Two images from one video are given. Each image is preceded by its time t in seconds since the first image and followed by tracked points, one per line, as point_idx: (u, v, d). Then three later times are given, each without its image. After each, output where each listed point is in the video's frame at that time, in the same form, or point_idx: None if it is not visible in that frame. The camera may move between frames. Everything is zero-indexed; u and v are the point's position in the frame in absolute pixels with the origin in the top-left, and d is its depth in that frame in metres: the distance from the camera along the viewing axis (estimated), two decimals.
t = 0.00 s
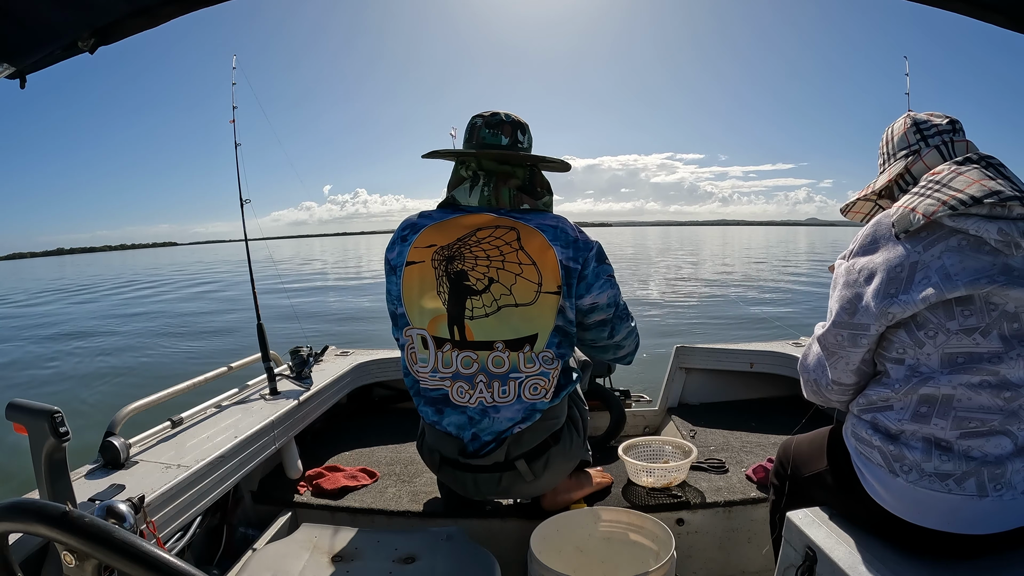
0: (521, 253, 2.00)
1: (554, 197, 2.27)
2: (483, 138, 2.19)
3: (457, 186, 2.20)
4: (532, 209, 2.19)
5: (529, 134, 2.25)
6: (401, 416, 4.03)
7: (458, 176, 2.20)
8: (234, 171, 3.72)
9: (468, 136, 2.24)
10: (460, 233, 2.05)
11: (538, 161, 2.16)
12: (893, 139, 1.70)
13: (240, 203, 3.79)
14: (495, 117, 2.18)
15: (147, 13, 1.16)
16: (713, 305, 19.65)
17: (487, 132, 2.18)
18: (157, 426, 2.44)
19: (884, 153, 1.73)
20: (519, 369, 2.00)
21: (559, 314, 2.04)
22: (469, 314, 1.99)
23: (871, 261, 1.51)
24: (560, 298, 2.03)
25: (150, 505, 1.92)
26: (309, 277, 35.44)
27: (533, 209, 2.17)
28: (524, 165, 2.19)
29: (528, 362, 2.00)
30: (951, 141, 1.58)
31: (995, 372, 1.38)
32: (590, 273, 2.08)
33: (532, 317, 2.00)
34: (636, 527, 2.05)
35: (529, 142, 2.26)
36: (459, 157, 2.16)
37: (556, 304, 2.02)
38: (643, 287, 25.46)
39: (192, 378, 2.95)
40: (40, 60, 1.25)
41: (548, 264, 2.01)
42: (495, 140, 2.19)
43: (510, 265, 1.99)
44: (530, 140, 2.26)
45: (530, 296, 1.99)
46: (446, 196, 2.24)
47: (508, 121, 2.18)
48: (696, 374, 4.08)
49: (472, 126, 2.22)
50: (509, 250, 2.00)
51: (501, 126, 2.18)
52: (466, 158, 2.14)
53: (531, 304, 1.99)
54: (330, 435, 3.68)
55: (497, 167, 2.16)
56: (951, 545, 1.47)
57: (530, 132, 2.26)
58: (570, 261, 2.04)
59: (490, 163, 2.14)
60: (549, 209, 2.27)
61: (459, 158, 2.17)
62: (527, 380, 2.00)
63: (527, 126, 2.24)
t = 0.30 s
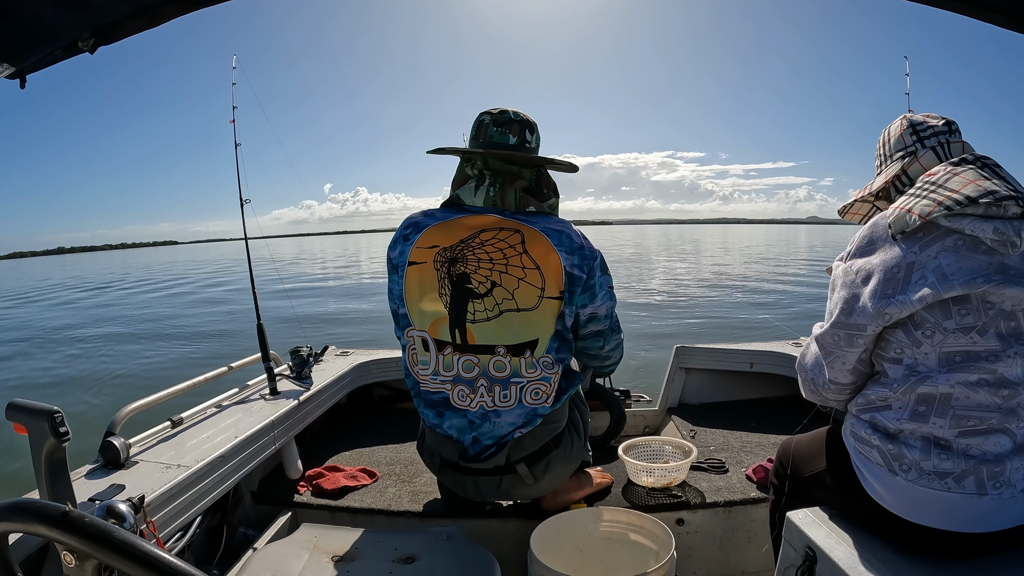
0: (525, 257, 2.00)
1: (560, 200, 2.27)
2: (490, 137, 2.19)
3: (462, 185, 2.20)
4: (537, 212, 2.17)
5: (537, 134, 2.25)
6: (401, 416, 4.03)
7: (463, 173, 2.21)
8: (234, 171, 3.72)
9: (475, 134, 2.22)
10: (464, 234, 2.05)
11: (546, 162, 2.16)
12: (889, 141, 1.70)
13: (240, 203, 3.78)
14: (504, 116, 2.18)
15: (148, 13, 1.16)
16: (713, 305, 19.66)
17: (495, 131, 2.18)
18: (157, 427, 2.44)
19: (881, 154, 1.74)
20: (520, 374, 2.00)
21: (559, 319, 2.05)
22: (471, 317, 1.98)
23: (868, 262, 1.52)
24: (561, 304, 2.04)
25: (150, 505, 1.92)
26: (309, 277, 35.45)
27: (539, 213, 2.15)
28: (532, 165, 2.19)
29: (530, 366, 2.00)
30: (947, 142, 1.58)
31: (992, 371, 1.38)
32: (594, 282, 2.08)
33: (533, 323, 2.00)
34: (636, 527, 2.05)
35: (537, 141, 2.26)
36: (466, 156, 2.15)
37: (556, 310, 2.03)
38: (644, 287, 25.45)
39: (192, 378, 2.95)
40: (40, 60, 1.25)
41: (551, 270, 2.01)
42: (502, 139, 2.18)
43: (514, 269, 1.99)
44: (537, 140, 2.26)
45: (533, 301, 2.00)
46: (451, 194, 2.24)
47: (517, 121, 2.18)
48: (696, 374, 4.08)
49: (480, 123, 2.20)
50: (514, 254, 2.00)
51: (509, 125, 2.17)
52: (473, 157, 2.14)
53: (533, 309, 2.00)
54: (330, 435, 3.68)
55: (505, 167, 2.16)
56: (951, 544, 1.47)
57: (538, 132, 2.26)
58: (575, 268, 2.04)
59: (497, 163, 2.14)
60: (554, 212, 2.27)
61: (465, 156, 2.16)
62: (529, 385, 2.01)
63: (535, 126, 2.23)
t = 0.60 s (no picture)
0: (529, 257, 2.00)
1: (566, 201, 2.27)
2: (498, 137, 2.17)
3: (469, 185, 2.21)
4: (545, 214, 2.17)
5: (545, 134, 2.25)
6: (401, 416, 4.03)
7: (470, 172, 2.21)
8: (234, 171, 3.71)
9: (483, 134, 2.21)
10: (468, 233, 2.05)
11: (554, 164, 2.17)
12: (886, 144, 1.70)
13: (240, 203, 3.78)
14: (512, 116, 2.17)
15: (148, 13, 1.16)
16: (713, 305, 19.65)
17: (503, 131, 2.17)
18: (157, 426, 2.44)
19: (878, 157, 1.74)
20: (522, 375, 2.00)
21: (566, 320, 2.05)
22: (474, 317, 1.99)
23: (865, 263, 1.51)
24: (566, 304, 2.03)
25: (150, 505, 1.92)
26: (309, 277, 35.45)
27: (545, 213, 2.15)
28: (539, 166, 2.20)
29: (532, 367, 2.00)
30: (943, 144, 1.58)
31: (990, 369, 1.39)
32: (598, 281, 2.07)
33: (538, 323, 2.00)
34: (636, 527, 2.05)
35: (545, 142, 2.26)
36: (474, 155, 2.15)
37: (562, 310, 2.02)
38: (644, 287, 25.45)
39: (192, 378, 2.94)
40: (40, 60, 1.25)
41: (556, 271, 2.01)
42: (511, 139, 2.17)
43: (517, 269, 1.98)
44: (545, 141, 2.25)
45: (537, 302, 1.99)
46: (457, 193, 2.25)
47: (525, 121, 2.18)
48: (696, 374, 4.08)
49: (488, 123, 2.20)
50: (518, 254, 2.00)
51: (518, 125, 2.16)
52: (481, 157, 2.15)
53: (536, 310, 1.99)
54: (330, 435, 3.68)
55: (513, 168, 2.16)
56: (951, 543, 1.47)
57: (546, 133, 2.26)
58: (579, 268, 2.04)
59: (505, 163, 2.15)
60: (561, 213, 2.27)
61: (473, 156, 2.17)
62: (530, 385, 2.01)
63: (543, 127, 2.23)
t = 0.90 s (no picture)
0: (530, 259, 2.00)
1: (567, 201, 2.27)
2: (499, 136, 2.16)
3: (470, 185, 2.20)
4: (546, 214, 2.17)
5: (545, 133, 2.24)
6: (401, 416, 4.03)
7: (471, 172, 2.22)
8: (234, 171, 3.71)
9: (484, 133, 2.20)
10: (469, 234, 2.05)
11: (554, 163, 2.18)
12: (883, 145, 1.70)
13: (240, 203, 3.78)
14: (513, 115, 2.16)
15: (148, 13, 1.16)
16: (713, 305, 19.65)
17: (504, 130, 2.16)
18: (157, 426, 2.44)
19: (876, 158, 1.73)
20: (523, 376, 2.00)
21: (564, 322, 2.06)
22: (475, 318, 1.98)
23: (865, 263, 1.51)
24: (566, 307, 2.03)
25: (150, 505, 1.92)
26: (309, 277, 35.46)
27: (547, 214, 2.15)
28: (540, 166, 2.20)
29: (533, 369, 2.00)
30: (940, 145, 1.58)
31: (990, 367, 1.39)
32: (600, 287, 2.09)
33: (538, 324, 2.00)
34: (636, 527, 2.05)
35: (545, 141, 2.25)
36: (475, 155, 2.15)
37: (562, 312, 2.03)
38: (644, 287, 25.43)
39: (192, 378, 2.94)
40: (40, 60, 1.25)
41: (557, 274, 2.01)
42: (512, 139, 2.16)
43: (518, 271, 1.98)
44: (545, 140, 2.25)
45: (538, 304, 1.99)
46: (459, 192, 2.25)
47: (526, 121, 2.16)
48: (696, 374, 4.08)
49: (488, 122, 2.18)
50: (518, 256, 2.00)
51: (518, 125, 2.15)
52: (482, 157, 2.14)
53: (537, 312, 1.99)
54: (330, 435, 3.68)
55: (514, 168, 2.16)
56: (952, 543, 1.47)
57: (546, 132, 2.25)
58: (580, 271, 2.04)
59: (507, 163, 2.15)
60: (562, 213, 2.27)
61: (473, 156, 2.17)
62: (531, 387, 2.01)
63: (543, 126, 2.22)
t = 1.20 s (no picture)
0: (527, 257, 2.00)
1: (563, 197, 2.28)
2: (493, 137, 2.17)
3: (467, 187, 2.21)
4: (545, 212, 2.18)
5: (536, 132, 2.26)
6: (401, 416, 4.03)
7: (466, 175, 2.21)
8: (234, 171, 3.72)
9: (476, 135, 2.21)
10: (466, 234, 2.05)
11: (549, 160, 2.19)
12: (882, 145, 1.71)
13: (240, 203, 3.78)
14: (504, 116, 2.17)
15: (148, 13, 1.16)
16: (713, 305, 19.66)
17: (497, 132, 2.17)
18: (157, 427, 2.44)
19: (874, 158, 1.74)
20: (522, 376, 2.00)
21: (565, 320, 2.05)
22: (473, 318, 1.98)
23: (865, 263, 1.51)
24: (566, 305, 2.03)
25: (150, 505, 1.92)
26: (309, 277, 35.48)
27: (545, 213, 2.16)
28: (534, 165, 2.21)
29: (532, 368, 2.00)
30: (940, 145, 1.58)
31: (991, 367, 1.39)
32: (600, 283, 2.09)
33: (536, 322, 1.99)
34: (636, 527, 2.05)
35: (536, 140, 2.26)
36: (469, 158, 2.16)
37: (562, 310, 2.03)
38: (644, 286, 25.46)
39: (192, 378, 2.94)
40: (40, 60, 1.25)
41: (555, 271, 2.01)
42: (505, 139, 2.17)
43: (516, 270, 1.98)
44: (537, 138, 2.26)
45: (536, 302, 1.99)
46: (455, 195, 2.24)
47: (517, 121, 2.18)
48: (696, 374, 4.08)
49: (479, 124, 2.19)
50: (516, 254, 1.99)
51: (511, 125, 2.17)
52: (477, 159, 2.15)
53: (536, 311, 1.99)
54: (330, 435, 3.68)
55: (510, 167, 2.17)
56: (952, 542, 1.47)
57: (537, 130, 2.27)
58: (579, 268, 2.05)
59: (503, 164, 2.15)
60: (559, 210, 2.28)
61: (467, 158, 2.18)
62: (531, 387, 2.01)
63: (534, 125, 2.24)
